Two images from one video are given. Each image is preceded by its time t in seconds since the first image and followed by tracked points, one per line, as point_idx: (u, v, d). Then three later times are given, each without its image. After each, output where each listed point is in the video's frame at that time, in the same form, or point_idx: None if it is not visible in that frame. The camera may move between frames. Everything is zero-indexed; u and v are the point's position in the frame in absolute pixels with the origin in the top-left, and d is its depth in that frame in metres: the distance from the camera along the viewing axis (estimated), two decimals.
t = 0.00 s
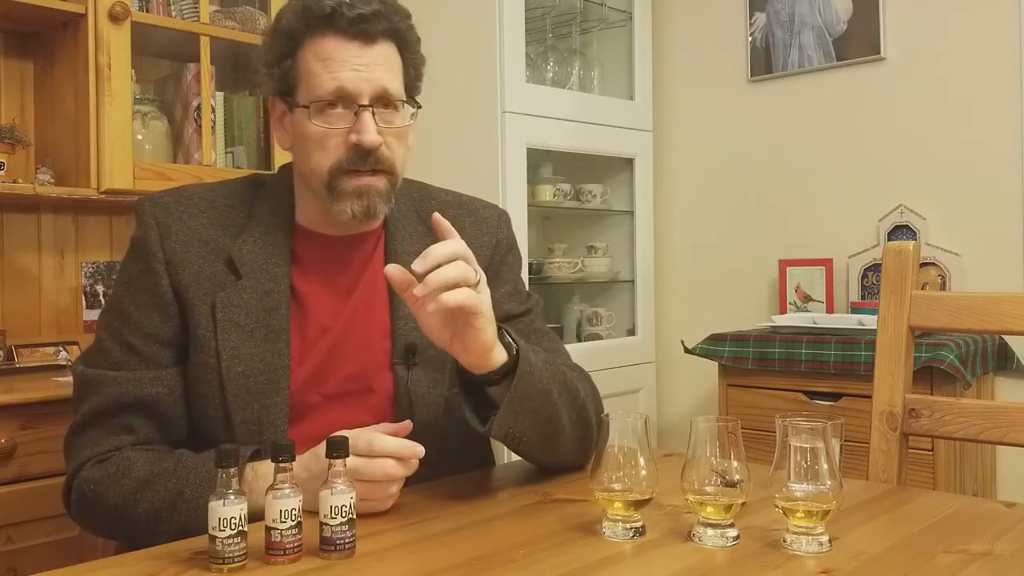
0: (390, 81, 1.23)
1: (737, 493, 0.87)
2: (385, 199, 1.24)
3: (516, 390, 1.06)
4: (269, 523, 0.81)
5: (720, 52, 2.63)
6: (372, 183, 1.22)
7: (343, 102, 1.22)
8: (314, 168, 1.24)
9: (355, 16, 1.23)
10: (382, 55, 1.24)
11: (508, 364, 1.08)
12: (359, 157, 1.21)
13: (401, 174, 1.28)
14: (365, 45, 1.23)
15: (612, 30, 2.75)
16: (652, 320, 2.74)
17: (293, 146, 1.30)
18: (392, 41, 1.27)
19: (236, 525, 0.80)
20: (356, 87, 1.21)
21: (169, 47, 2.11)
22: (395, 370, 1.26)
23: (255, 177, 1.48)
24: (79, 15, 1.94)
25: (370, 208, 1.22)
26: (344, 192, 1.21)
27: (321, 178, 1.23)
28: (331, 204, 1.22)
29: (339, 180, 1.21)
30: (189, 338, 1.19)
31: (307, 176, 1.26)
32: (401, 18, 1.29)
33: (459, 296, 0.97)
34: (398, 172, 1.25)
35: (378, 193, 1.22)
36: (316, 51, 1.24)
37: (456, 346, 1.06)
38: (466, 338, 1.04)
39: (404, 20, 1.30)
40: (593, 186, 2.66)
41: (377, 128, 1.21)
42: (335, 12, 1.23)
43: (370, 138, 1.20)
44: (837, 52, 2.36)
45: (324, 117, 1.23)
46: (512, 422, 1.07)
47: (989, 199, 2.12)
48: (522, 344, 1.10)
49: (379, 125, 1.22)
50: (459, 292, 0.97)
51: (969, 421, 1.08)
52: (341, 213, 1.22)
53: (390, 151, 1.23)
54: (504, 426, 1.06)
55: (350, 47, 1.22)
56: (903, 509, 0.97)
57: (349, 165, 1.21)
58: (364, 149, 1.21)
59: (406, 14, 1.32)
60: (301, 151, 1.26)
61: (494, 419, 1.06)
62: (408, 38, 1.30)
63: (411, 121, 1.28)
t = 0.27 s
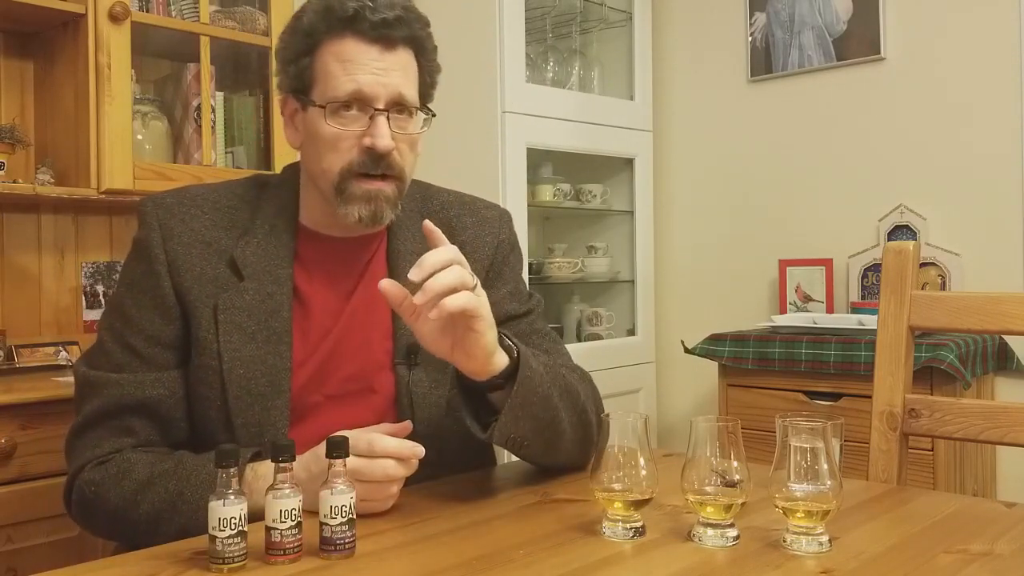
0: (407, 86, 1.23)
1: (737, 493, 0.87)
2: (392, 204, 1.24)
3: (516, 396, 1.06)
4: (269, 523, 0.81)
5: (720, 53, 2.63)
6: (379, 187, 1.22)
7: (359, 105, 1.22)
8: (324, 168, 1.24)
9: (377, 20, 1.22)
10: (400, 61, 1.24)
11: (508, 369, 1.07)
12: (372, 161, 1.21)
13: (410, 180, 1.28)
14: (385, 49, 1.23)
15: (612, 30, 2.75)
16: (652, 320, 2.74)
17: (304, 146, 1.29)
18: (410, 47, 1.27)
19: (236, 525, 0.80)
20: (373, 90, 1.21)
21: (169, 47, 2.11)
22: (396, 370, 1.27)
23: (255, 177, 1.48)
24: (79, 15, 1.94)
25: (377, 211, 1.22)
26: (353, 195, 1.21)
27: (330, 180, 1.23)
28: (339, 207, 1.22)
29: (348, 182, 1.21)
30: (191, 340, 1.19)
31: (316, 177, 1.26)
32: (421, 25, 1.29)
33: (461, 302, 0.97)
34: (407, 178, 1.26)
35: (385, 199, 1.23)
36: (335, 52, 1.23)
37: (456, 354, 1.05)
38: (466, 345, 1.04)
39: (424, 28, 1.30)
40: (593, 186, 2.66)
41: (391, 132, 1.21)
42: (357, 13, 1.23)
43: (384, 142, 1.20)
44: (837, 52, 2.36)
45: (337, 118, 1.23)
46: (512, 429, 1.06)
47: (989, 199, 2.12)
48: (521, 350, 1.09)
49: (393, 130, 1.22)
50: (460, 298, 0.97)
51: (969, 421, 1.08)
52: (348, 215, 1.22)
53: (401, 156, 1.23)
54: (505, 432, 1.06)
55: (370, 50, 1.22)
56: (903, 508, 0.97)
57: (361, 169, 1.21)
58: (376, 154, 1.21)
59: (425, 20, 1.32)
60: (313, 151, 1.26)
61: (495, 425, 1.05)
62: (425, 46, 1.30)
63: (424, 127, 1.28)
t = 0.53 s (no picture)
0: (417, 94, 1.24)
1: (737, 493, 0.87)
2: (392, 209, 1.25)
3: (518, 401, 1.05)
4: (269, 523, 0.81)
5: (720, 53, 2.63)
6: (381, 191, 1.23)
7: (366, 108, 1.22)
8: (327, 169, 1.24)
9: (392, 26, 1.21)
10: (412, 70, 1.24)
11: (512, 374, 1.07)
12: (376, 165, 1.22)
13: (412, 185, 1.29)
14: (397, 57, 1.22)
15: (612, 30, 2.75)
16: (652, 320, 2.75)
17: (310, 144, 1.30)
18: (423, 55, 1.26)
19: (236, 525, 0.80)
20: (382, 96, 1.21)
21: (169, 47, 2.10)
22: (396, 370, 1.27)
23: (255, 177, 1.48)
24: (80, 16, 1.94)
25: (377, 215, 1.23)
26: (355, 197, 1.22)
27: (333, 180, 1.24)
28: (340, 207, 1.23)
29: (350, 184, 1.22)
30: (192, 340, 1.19)
31: (319, 175, 1.26)
32: (436, 34, 1.29)
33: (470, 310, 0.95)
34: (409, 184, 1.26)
35: (386, 203, 1.23)
36: (348, 55, 1.22)
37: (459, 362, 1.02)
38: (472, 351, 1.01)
39: (439, 36, 1.30)
40: (593, 186, 2.66)
41: (396, 138, 1.22)
42: (373, 18, 1.22)
43: (388, 148, 1.21)
44: (837, 52, 2.36)
45: (345, 119, 1.23)
46: (515, 434, 1.06)
47: (989, 199, 2.12)
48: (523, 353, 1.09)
49: (399, 136, 1.23)
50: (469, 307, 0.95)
51: (969, 421, 1.08)
52: (347, 216, 1.23)
53: (404, 162, 1.24)
54: (507, 436, 1.06)
55: (382, 57, 1.22)
56: (903, 508, 0.97)
57: (364, 171, 1.22)
58: (381, 158, 1.22)
59: (442, 29, 1.31)
60: (317, 150, 1.26)
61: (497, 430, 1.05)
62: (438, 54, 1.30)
63: (430, 135, 1.29)
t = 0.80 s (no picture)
0: (423, 102, 1.24)
1: (737, 493, 0.87)
2: (383, 214, 1.25)
3: (515, 434, 1.01)
4: (269, 523, 0.81)
5: (720, 53, 2.63)
6: (375, 195, 1.23)
7: (371, 110, 1.23)
8: (327, 166, 1.25)
9: (407, 34, 1.21)
10: (422, 80, 1.24)
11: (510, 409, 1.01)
12: (372, 167, 1.23)
13: (409, 192, 1.30)
14: (408, 65, 1.23)
15: (612, 30, 2.75)
16: (652, 320, 2.75)
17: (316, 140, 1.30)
18: (437, 66, 1.26)
19: (236, 525, 0.80)
20: (387, 99, 1.22)
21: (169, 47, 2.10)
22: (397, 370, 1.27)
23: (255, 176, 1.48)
24: (80, 16, 1.94)
25: (366, 218, 1.23)
26: (346, 196, 1.23)
27: (329, 177, 1.25)
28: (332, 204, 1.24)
29: (345, 184, 1.23)
30: (194, 340, 1.19)
31: (319, 171, 1.27)
32: (454, 45, 1.28)
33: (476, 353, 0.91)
34: (405, 190, 1.27)
35: (378, 207, 1.24)
36: (362, 56, 1.23)
37: (463, 406, 0.95)
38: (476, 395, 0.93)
39: (457, 48, 1.29)
40: (593, 186, 2.66)
41: (394, 143, 1.23)
42: (389, 22, 1.22)
43: (385, 151, 1.22)
44: (837, 52, 2.36)
45: (348, 118, 1.24)
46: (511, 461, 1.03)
47: (989, 199, 2.12)
48: (520, 381, 1.03)
49: (399, 142, 1.24)
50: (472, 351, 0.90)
51: (969, 421, 1.08)
52: (337, 215, 1.23)
53: (400, 168, 1.25)
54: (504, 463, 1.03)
55: (394, 62, 1.22)
56: (903, 509, 0.97)
57: (359, 172, 1.23)
58: (377, 160, 1.23)
59: (463, 43, 1.31)
60: (321, 145, 1.28)
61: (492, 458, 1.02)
62: (454, 65, 1.30)
63: (433, 147, 1.29)
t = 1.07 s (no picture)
0: (435, 103, 1.25)
1: (737, 493, 0.87)
2: (387, 211, 1.25)
3: (510, 441, 1.02)
4: (269, 523, 0.81)
5: (720, 53, 2.63)
6: (381, 191, 1.23)
7: (382, 105, 1.24)
8: (334, 159, 1.25)
9: (424, 34, 1.23)
10: (436, 81, 1.25)
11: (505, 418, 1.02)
12: (380, 164, 1.23)
13: (415, 191, 1.30)
14: (423, 65, 1.24)
15: (612, 30, 2.75)
16: (652, 320, 2.75)
17: (323, 134, 1.30)
18: (450, 69, 1.28)
19: (236, 525, 0.80)
20: (400, 96, 1.23)
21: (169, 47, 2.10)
22: (397, 370, 1.27)
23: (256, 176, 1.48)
24: (80, 16, 1.94)
25: (370, 214, 1.23)
26: (350, 190, 1.22)
27: (334, 171, 1.25)
28: (335, 198, 1.23)
29: (351, 178, 1.23)
30: (195, 339, 1.18)
31: (325, 165, 1.27)
32: (466, 50, 1.30)
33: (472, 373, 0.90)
34: (409, 189, 1.27)
35: (381, 203, 1.23)
36: (377, 53, 1.24)
37: (457, 416, 0.96)
38: (471, 409, 0.94)
39: (469, 53, 1.31)
40: (593, 186, 2.65)
41: (404, 140, 1.23)
42: (406, 22, 1.23)
43: (394, 147, 1.22)
44: (837, 52, 2.36)
45: (359, 112, 1.24)
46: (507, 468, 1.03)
47: (989, 199, 2.12)
48: (516, 390, 1.04)
49: (408, 139, 1.24)
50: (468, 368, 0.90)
51: (969, 421, 1.08)
52: (341, 209, 1.23)
53: (407, 166, 1.25)
54: (500, 471, 1.03)
55: (409, 61, 1.23)
56: (903, 509, 0.97)
57: (366, 168, 1.23)
58: (385, 157, 1.23)
59: (475, 49, 1.34)
60: (327, 140, 1.27)
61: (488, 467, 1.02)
62: (464, 70, 1.31)
63: (440, 147, 1.30)
